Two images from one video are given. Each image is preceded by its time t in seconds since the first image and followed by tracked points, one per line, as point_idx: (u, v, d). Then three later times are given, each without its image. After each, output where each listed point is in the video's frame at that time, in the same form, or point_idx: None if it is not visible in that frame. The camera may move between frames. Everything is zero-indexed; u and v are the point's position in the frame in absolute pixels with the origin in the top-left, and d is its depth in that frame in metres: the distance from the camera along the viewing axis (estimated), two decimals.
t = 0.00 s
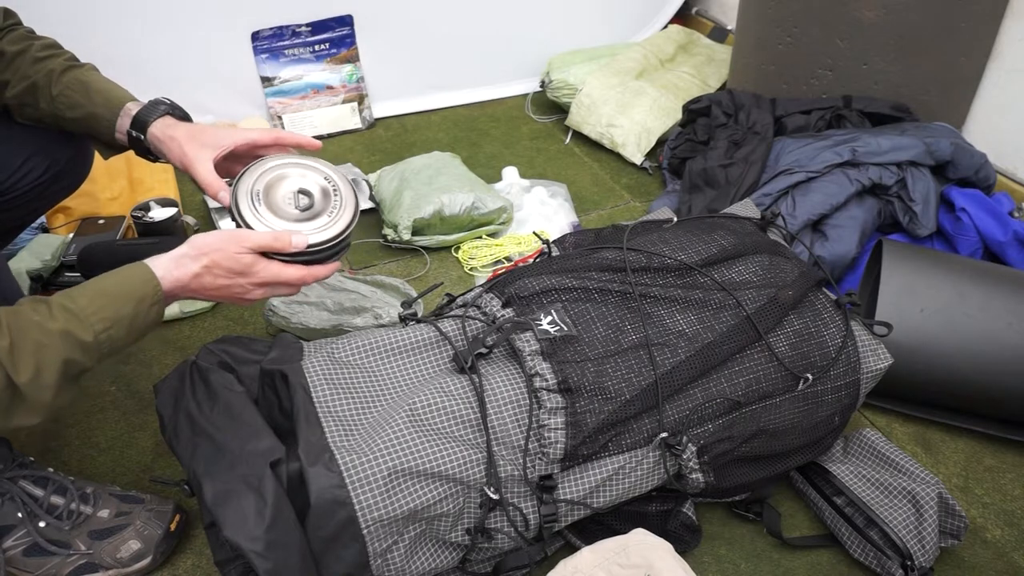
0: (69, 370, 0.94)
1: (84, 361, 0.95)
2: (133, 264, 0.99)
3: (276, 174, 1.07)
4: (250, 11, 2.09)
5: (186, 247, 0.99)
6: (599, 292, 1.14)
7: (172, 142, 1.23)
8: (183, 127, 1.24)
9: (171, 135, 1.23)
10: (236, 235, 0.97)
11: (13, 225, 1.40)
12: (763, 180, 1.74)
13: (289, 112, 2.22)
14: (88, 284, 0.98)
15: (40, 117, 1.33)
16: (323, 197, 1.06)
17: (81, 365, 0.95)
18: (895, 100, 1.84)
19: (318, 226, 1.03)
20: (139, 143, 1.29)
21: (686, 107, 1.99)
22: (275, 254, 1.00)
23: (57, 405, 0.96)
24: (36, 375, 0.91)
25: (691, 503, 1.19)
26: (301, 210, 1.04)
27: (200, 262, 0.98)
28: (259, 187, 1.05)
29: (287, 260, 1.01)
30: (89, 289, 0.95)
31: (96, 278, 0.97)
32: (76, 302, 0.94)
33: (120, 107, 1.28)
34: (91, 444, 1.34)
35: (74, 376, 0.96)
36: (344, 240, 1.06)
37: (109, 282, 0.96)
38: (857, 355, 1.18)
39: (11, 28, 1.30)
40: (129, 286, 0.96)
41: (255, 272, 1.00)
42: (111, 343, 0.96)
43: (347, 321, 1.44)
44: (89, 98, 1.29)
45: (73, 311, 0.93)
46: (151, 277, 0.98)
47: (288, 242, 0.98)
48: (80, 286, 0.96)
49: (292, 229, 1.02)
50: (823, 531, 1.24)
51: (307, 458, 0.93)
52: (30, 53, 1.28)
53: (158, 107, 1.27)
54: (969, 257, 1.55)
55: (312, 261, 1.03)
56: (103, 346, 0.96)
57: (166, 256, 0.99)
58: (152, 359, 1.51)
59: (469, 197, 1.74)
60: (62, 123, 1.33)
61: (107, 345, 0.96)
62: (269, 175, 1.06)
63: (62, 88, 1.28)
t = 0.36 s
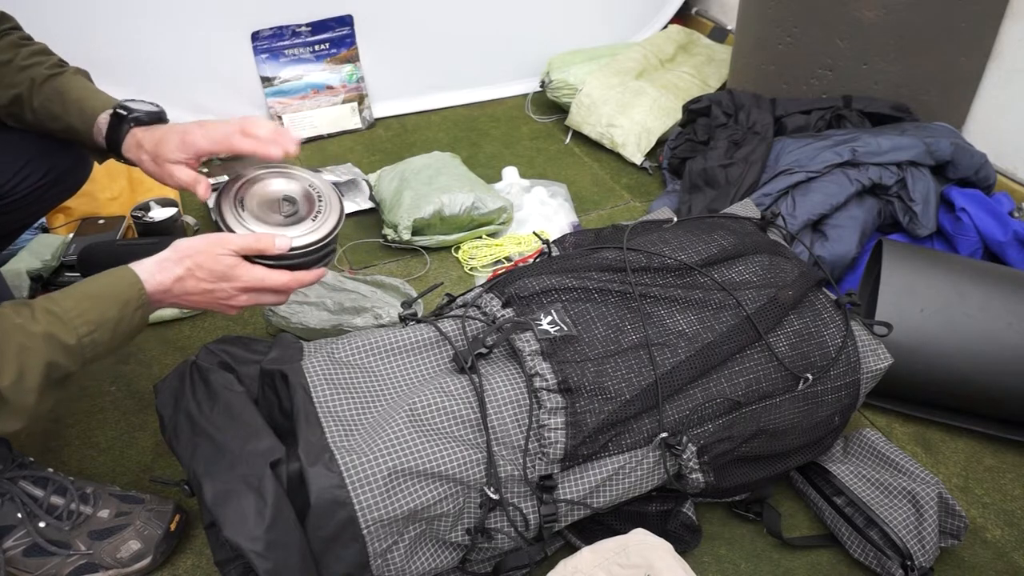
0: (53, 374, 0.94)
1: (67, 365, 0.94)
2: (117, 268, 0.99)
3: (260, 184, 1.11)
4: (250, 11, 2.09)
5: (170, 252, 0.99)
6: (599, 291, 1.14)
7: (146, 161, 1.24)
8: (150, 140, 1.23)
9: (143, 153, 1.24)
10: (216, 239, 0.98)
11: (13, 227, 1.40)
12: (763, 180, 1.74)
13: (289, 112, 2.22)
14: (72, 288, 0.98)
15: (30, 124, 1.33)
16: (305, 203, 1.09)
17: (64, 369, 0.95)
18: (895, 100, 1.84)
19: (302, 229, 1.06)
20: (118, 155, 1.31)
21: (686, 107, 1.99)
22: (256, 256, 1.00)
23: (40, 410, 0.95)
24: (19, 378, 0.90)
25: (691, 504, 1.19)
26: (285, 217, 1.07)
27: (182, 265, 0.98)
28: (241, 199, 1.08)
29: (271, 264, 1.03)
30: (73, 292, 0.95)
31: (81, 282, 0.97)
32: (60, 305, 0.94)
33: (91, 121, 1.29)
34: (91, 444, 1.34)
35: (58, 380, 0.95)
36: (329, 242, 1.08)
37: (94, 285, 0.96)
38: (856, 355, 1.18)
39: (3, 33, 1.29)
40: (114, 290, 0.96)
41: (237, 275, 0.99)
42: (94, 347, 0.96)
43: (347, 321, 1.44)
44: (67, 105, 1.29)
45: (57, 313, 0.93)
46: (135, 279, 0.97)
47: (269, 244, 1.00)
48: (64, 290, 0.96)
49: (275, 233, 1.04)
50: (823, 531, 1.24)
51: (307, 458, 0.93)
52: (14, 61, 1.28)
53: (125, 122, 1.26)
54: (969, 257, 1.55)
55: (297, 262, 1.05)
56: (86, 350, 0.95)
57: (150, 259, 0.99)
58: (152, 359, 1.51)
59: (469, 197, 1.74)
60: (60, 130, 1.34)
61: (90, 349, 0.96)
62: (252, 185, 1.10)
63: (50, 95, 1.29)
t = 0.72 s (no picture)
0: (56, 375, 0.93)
1: (71, 368, 0.94)
2: (120, 270, 0.98)
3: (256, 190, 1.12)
4: (250, 11, 2.09)
5: (172, 255, 0.98)
6: (599, 291, 1.14)
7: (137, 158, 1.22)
8: (153, 139, 1.21)
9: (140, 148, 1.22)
10: (219, 242, 0.98)
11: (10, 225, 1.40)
12: (763, 180, 1.74)
13: (289, 112, 2.22)
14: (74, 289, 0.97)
15: (24, 118, 1.33)
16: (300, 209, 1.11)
17: (68, 371, 0.94)
18: (895, 100, 1.84)
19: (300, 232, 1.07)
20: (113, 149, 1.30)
21: (686, 107, 1.99)
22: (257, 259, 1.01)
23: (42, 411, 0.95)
24: (23, 381, 0.90)
25: (691, 504, 1.19)
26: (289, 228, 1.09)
27: (185, 269, 0.98)
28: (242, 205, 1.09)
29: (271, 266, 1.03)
30: (78, 294, 0.94)
31: (84, 284, 0.96)
32: (65, 308, 0.93)
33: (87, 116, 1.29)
34: (91, 444, 1.34)
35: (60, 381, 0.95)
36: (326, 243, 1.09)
37: (100, 289, 0.95)
38: (856, 355, 1.18)
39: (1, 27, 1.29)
40: (118, 294, 0.95)
41: (239, 278, 0.99)
42: (98, 349, 0.95)
43: (347, 321, 1.44)
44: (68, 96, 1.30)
45: (62, 315, 0.92)
46: (140, 284, 0.97)
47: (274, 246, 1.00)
48: (68, 291, 0.95)
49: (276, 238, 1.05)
50: (823, 531, 1.24)
51: (307, 458, 0.93)
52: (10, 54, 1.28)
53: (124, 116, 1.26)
54: (969, 257, 1.55)
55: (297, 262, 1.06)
56: (90, 352, 0.95)
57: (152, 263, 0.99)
58: (152, 359, 1.51)
59: (469, 197, 1.74)
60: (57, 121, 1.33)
61: (94, 352, 0.95)
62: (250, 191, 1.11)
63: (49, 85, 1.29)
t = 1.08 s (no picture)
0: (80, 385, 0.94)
1: (95, 378, 0.94)
2: (150, 287, 0.99)
3: (255, 166, 1.17)
4: (250, 11, 2.09)
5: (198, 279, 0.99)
6: (599, 291, 1.14)
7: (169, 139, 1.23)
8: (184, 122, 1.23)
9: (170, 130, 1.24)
10: (245, 264, 1.00)
11: (12, 224, 1.41)
12: (763, 180, 1.74)
13: (289, 112, 2.22)
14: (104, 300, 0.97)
15: (37, 113, 1.33)
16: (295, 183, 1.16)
17: (91, 381, 0.94)
18: (895, 100, 1.84)
19: (307, 205, 1.13)
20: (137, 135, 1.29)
21: (686, 107, 1.99)
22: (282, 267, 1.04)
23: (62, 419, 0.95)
24: (50, 388, 0.90)
25: (691, 504, 1.18)
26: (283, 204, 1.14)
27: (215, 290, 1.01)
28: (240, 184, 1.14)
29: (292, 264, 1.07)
30: (108, 307, 0.95)
31: (113, 297, 0.97)
32: (96, 320, 0.94)
33: (115, 102, 1.30)
34: (91, 445, 1.34)
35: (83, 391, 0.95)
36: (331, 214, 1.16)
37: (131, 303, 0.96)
38: (856, 355, 1.18)
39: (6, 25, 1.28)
40: (149, 311, 0.96)
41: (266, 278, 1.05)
42: (123, 362, 0.96)
43: (347, 321, 1.44)
44: (86, 88, 1.29)
45: (93, 327, 0.93)
46: (170, 304, 0.98)
47: (298, 254, 1.03)
48: (99, 302, 0.96)
49: (287, 227, 1.12)
50: (823, 531, 1.24)
51: (307, 458, 0.93)
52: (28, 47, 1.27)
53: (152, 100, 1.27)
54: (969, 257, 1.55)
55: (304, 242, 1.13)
56: (116, 364, 0.95)
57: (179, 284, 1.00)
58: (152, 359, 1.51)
59: (469, 197, 1.74)
60: (61, 116, 1.32)
61: (119, 365, 0.96)
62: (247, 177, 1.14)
63: (59, 82, 1.28)
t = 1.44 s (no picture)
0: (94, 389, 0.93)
1: (109, 380, 0.95)
2: (162, 295, 0.99)
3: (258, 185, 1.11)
4: (251, 11, 2.10)
5: (206, 298, 1.00)
6: (599, 291, 1.14)
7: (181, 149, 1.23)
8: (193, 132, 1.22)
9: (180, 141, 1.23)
10: (249, 279, 1.00)
11: (18, 230, 1.41)
12: (763, 180, 1.74)
13: (289, 112, 2.22)
14: (117, 306, 0.97)
15: (36, 116, 1.32)
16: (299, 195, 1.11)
17: (104, 383, 0.94)
18: (895, 100, 1.84)
19: (312, 219, 1.06)
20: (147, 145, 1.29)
21: (686, 107, 1.99)
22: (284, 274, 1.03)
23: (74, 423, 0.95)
24: (68, 387, 0.90)
25: (691, 503, 1.18)
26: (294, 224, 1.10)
27: (225, 305, 1.02)
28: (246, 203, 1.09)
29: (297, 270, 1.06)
30: (123, 311, 0.95)
31: (128, 302, 0.97)
32: (112, 322, 0.94)
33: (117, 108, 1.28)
34: (91, 444, 1.34)
35: (95, 395, 0.95)
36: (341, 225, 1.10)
37: (146, 308, 0.96)
38: (857, 355, 1.18)
39: (16, 33, 1.29)
40: (164, 313, 0.97)
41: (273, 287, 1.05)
42: (137, 365, 0.96)
43: (347, 321, 1.44)
44: (95, 96, 1.29)
45: (109, 330, 0.93)
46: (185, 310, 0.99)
47: (297, 259, 1.02)
48: (112, 307, 0.96)
49: (294, 240, 1.05)
50: (823, 531, 1.24)
51: (307, 459, 0.93)
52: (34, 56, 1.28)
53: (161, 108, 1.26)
54: (969, 257, 1.55)
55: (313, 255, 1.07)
56: (130, 367, 0.96)
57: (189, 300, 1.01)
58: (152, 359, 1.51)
59: (469, 197, 1.74)
60: (67, 127, 1.33)
61: (132, 369, 0.96)
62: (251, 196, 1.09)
63: (68, 89, 1.28)
